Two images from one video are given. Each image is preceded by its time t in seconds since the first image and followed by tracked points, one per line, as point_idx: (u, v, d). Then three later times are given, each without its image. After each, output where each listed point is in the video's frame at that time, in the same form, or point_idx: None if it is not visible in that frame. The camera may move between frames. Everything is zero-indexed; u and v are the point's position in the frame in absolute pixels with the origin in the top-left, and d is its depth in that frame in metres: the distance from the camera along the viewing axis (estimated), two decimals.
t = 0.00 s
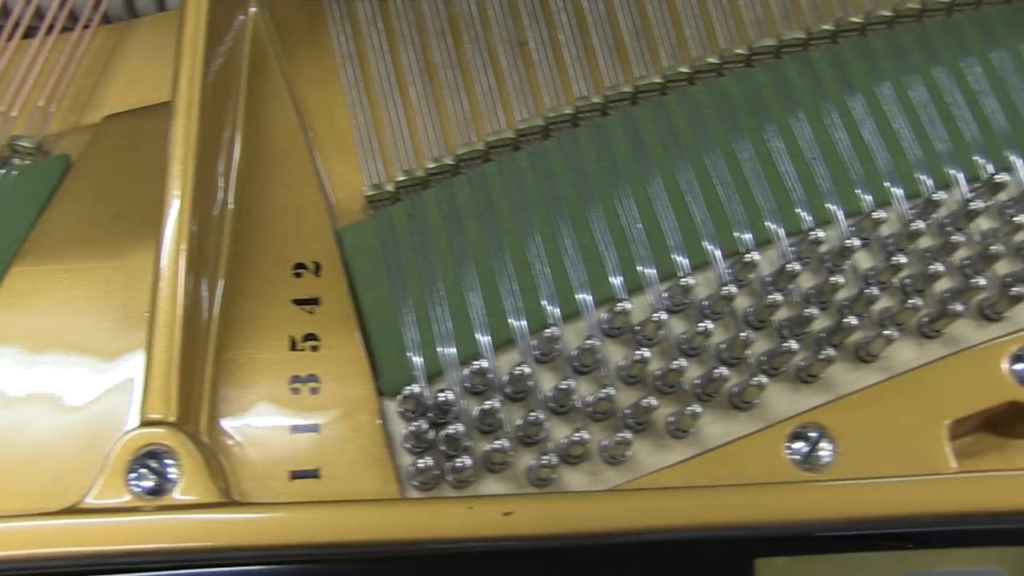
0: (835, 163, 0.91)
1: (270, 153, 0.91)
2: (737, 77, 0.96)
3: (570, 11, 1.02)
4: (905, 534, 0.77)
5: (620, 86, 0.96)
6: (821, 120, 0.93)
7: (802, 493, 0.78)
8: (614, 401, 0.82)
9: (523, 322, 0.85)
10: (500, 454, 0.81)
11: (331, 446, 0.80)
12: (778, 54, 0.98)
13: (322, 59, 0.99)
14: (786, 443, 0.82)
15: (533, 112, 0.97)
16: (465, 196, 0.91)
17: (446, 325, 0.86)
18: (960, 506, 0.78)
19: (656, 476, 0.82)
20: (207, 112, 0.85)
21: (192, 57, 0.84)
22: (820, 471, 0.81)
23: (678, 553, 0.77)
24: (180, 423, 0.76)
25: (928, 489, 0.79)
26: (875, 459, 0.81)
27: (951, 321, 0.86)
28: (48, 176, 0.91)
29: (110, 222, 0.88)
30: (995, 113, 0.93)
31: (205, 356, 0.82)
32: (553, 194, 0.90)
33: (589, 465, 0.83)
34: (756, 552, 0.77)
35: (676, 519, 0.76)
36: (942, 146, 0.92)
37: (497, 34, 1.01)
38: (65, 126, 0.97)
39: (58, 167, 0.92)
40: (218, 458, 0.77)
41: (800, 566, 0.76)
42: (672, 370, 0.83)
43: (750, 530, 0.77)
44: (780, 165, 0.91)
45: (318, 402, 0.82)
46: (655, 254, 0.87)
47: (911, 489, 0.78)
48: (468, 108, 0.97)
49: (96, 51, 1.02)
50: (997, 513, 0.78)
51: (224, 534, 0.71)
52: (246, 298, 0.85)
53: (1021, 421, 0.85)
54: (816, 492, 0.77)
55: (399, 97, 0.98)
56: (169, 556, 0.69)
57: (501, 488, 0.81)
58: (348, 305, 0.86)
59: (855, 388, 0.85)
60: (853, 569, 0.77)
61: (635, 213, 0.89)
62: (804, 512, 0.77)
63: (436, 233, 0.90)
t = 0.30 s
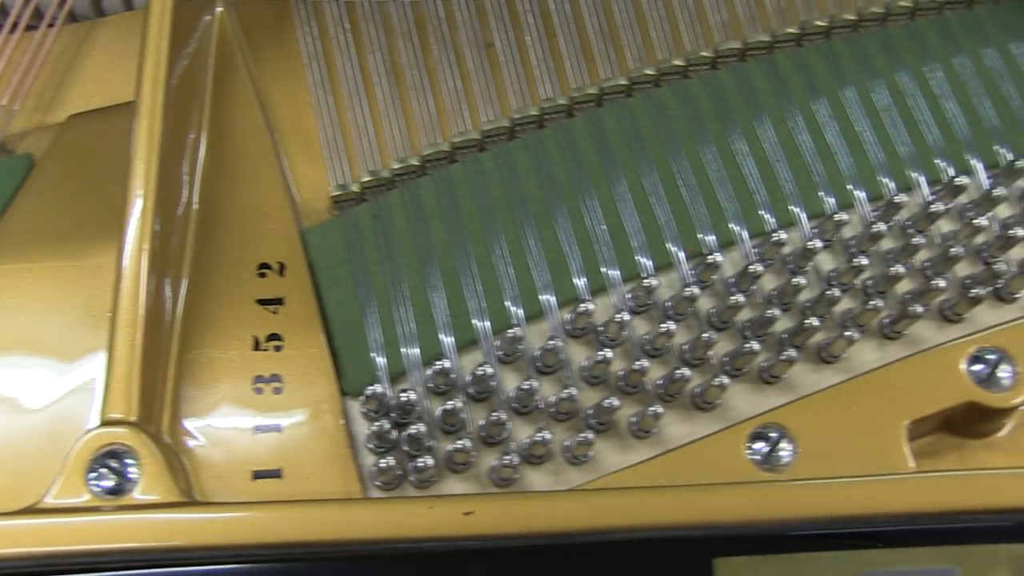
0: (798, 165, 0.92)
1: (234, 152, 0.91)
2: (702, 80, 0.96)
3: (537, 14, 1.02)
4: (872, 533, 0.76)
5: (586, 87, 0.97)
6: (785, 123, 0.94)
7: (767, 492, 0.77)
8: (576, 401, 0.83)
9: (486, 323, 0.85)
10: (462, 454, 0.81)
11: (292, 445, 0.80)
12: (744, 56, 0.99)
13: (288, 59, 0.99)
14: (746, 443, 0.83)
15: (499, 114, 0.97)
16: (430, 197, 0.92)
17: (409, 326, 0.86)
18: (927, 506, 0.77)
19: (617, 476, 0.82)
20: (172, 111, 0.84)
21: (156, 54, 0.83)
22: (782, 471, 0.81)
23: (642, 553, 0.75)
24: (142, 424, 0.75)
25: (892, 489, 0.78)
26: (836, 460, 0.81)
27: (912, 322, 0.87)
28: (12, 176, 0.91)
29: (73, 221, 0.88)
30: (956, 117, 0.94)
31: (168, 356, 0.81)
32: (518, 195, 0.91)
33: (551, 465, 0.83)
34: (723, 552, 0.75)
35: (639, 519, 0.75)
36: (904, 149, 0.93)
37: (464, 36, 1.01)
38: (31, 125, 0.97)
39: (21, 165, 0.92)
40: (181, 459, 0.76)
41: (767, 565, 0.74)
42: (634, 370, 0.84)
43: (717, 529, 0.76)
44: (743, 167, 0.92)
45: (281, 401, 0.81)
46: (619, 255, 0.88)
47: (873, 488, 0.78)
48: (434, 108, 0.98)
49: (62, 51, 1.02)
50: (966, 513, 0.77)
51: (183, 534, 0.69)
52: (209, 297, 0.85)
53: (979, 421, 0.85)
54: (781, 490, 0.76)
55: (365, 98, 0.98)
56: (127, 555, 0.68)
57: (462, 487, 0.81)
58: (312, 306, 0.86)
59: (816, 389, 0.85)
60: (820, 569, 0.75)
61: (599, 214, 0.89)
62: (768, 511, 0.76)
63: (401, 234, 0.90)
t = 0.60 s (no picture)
0: (764, 169, 0.92)
1: (203, 154, 0.91)
2: (669, 83, 0.97)
3: (505, 17, 1.03)
4: (835, 533, 0.76)
5: (554, 90, 0.97)
6: (751, 127, 0.94)
7: (728, 492, 0.77)
8: (541, 402, 0.83)
9: (452, 325, 0.86)
10: (427, 456, 0.81)
11: (258, 446, 0.80)
12: (711, 60, 0.99)
13: (256, 61, 0.99)
14: (709, 445, 0.83)
15: (466, 117, 0.97)
16: (398, 199, 0.92)
17: (375, 328, 0.86)
18: (890, 505, 0.77)
19: (582, 478, 0.82)
20: (139, 111, 0.84)
21: (122, 54, 0.83)
22: (745, 472, 0.81)
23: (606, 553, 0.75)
24: (107, 425, 0.74)
25: (855, 490, 0.79)
26: (799, 462, 0.82)
27: (875, 325, 0.88)
28: None
29: (38, 222, 0.88)
30: (920, 122, 0.95)
31: (133, 357, 0.80)
32: (485, 198, 0.91)
33: (517, 467, 0.83)
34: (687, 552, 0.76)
35: (602, 521, 0.75)
36: (868, 153, 0.94)
37: (432, 39, 1.01)
38: None
39: None
40: (146, 463, 0.75)
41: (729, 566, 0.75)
42: (598, 372, 0.84)
43: (682, 530, 0.76)
44: (709, 170, 0.92)
45: (246, 403, 0.81)
46: (585, 258, 0.88)
47: (836, 489, 0.78)
48: (402, 111, 0.98)
49: (29, 51, 1.02)
50: (929, 513, 0.77)
51: (147, 536, 0.68)
52: (175, 299, 0.84)
53: (937, 423, 0.86)
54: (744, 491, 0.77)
55: (333, 100, 0.98)
56: (90, 557, 0.67)
57: (427, 489, 0.82)
58: (277, 308, 0.86)
59: (780, 391, 0.86)
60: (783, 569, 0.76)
61: (566, 217, 0.90)
62: (732, 513, 0.76)
63: (368, 237, 0.90)
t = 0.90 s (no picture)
0: (737, 173, 0.93)
1: (177, 156, 0.91)
2: (643, 87, 0.97)
3: (480, 20, 1.03)
4: (807, 534, 0.77)
5: (529, 94, 0.97)
6: (724, 131, 0.95)
7: (697, 493, 0.78)
8: (512, 404, 0.83)
9: (425, 328, 0.86)
10: (399, 458, 0.82)
11: (229, 448, 0.80)
12: (684, 64, 1.00)
13: (231, 64, 0.99)
14: (680, 447, 0.83)
15: (441, 119, 0.97)
16: (371, 202, 0.92)
17: (348, 330, 0.86)
18: (855, 506, 0.78)
19: (553, 480, 0.83)
20: (112, 113, 0.84)
21: (95, 55, 0.83)
22: (716, 475, 0.82)
23: (579, 554, 0.75)
24: (78, 427, 0.73)
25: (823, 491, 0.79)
26: (769, 464, 0.82)
27: (845, 328, 0.88)
28: None
29: (11, 223, 0.88)
30: (891, 126, 0.96)
31: (106, 359, 0.80)
32: (459, 201, 0.91)
33: (488, 469, 0.83)
34: (658, 555, 0.75)
35: (573, 522, 0.76)
36: (840, 157, 0.94)
37: (407, 42, 1.02)
38: None
39: None
40: (117, 464, 0.75)
41: (703, 565, 0.75)
42: (571, 375, 0.84)
43: (652, 531, 0.76)
44: (683, 173, 0.93)
45: (219, 405, 0.81)
46: (558, 261, 0.89)
47: (804, 491, 0.78)
48: (376, 114, 0.98)
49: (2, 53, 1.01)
50: (893, 514, 0.78)
51: (117, 538, 0.68)
52: (148, 301, 0.84)
53: (907, 425, 0.86)
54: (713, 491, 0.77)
55: (307, 102, 0.99)
56: (59, 559, 0.67)
57: (399, 490, 0.82)
58: (250, 310, 0.87)
59: (751, 394, 0.86)
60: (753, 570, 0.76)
61: (539, 220, 0.90)
62: (701, 515, 0.77)
63: (342, 239, 0.90)
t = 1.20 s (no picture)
0: (705, 175, 0.94)
1: (146, 157, 0.91)
2: (612, 90, 0.98)
3: (450, 23, 1.03)
4: (775, 533, 0.77)
5: (498, 96, 0.97)
6: (692, 134, 0.96)
7: (663, 494, 0.78)
8: (479, 405, 0.83)
9: (392, 329, 0.86)
10: (366, 459, 0.82)
11: (196, 450, 0.80)
12: (654, 67, 1.00)
13: (200, 66, 0.99)
14: (646, 448, 0.84)
15: (410, 121, 0.98)
16: (340, 204, 0.92)
17: (316, 331, 0.87)
18: (822, 506, 0.78)
19: (520, 480, 0.83)
20: (80, 115, 0.84)
21: (62, 56, 0.82)
22: (681, 475, 0.82)
23: (547, 555, 0.75)
24: (43, 428, 0.73)
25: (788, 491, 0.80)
26: (736, 465, 0.82)
27: (812, 329, 0.89)
28: None
29: None
30: (859, 129, 0.97)
31: (72, 361, 0.80)
32: (428, 203, 0.92)
33: (456, 470, 0.83)
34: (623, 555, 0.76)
35: (540, 523, 0.75)
36: (808, 160, 0.95)
37: (377, 45, 1.02)
38: None
39: None
40: (83, 465, 0.75)
41: (670, 566, 0.75)
42: (538, 376, 0.84)
43: (619, 531, 0.76)
44: (651, 176, 0.93)
45: (186, 406, 0.81)
46: (526, 263, 0.89)
47: (770, 492, 0.79)
48: (346, 116, 0.98)
49: None
50: (858, 513, 0.78)
51: (80, 539, 0.68)
52: (116, 302, 0.84)
53: (873, 426, 0.87)
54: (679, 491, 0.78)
55: (277, 104, 0.99)
56: (21, 560, 0.66)
57: (366, 491, 0.82)
58: (217, 312, 0.87)
59: (718, 394, 0.87)
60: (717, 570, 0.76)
61: (508, 222, 0.91)
62: (667, 515, 0.77)
63: (310, 240, 0.90)
